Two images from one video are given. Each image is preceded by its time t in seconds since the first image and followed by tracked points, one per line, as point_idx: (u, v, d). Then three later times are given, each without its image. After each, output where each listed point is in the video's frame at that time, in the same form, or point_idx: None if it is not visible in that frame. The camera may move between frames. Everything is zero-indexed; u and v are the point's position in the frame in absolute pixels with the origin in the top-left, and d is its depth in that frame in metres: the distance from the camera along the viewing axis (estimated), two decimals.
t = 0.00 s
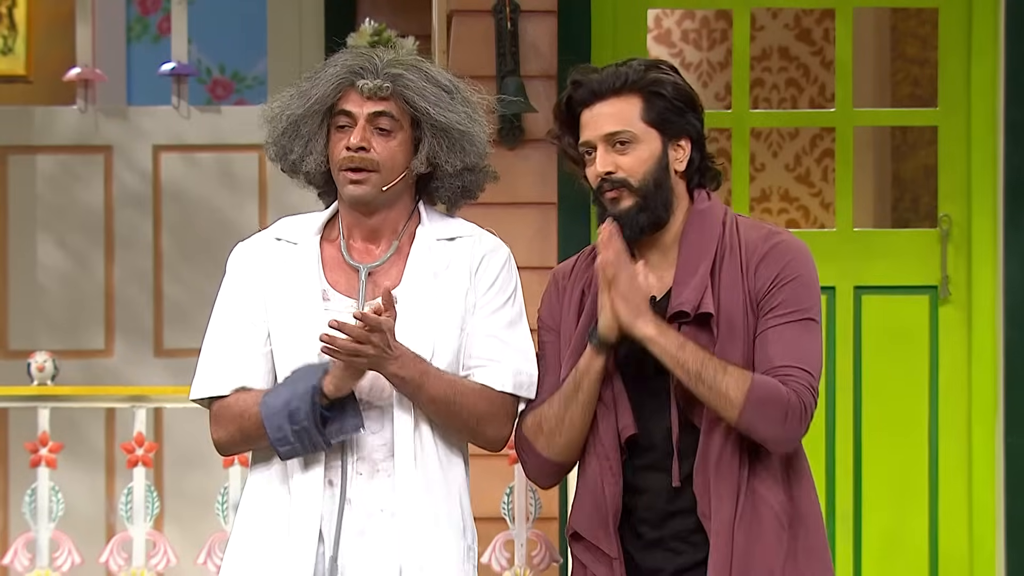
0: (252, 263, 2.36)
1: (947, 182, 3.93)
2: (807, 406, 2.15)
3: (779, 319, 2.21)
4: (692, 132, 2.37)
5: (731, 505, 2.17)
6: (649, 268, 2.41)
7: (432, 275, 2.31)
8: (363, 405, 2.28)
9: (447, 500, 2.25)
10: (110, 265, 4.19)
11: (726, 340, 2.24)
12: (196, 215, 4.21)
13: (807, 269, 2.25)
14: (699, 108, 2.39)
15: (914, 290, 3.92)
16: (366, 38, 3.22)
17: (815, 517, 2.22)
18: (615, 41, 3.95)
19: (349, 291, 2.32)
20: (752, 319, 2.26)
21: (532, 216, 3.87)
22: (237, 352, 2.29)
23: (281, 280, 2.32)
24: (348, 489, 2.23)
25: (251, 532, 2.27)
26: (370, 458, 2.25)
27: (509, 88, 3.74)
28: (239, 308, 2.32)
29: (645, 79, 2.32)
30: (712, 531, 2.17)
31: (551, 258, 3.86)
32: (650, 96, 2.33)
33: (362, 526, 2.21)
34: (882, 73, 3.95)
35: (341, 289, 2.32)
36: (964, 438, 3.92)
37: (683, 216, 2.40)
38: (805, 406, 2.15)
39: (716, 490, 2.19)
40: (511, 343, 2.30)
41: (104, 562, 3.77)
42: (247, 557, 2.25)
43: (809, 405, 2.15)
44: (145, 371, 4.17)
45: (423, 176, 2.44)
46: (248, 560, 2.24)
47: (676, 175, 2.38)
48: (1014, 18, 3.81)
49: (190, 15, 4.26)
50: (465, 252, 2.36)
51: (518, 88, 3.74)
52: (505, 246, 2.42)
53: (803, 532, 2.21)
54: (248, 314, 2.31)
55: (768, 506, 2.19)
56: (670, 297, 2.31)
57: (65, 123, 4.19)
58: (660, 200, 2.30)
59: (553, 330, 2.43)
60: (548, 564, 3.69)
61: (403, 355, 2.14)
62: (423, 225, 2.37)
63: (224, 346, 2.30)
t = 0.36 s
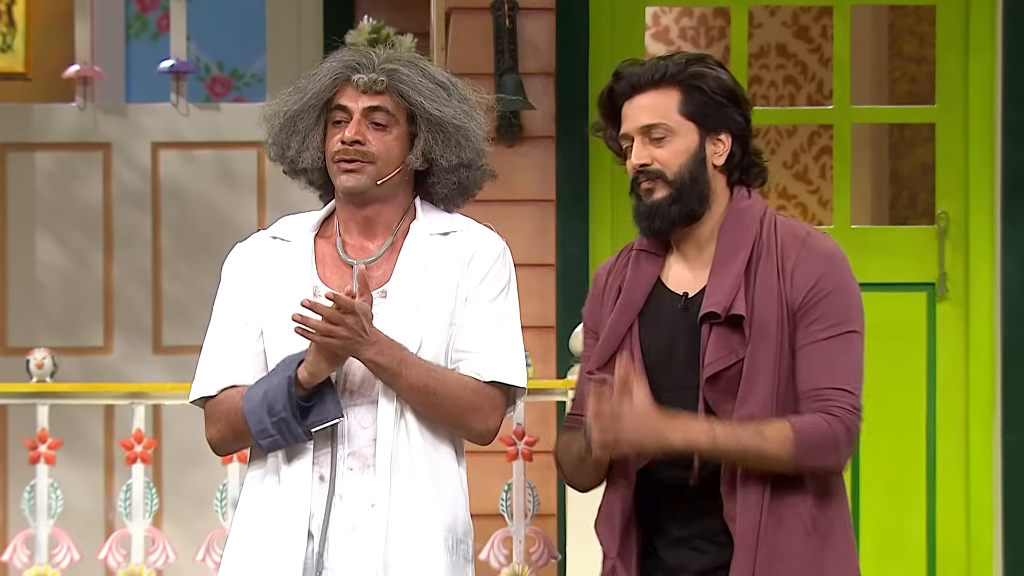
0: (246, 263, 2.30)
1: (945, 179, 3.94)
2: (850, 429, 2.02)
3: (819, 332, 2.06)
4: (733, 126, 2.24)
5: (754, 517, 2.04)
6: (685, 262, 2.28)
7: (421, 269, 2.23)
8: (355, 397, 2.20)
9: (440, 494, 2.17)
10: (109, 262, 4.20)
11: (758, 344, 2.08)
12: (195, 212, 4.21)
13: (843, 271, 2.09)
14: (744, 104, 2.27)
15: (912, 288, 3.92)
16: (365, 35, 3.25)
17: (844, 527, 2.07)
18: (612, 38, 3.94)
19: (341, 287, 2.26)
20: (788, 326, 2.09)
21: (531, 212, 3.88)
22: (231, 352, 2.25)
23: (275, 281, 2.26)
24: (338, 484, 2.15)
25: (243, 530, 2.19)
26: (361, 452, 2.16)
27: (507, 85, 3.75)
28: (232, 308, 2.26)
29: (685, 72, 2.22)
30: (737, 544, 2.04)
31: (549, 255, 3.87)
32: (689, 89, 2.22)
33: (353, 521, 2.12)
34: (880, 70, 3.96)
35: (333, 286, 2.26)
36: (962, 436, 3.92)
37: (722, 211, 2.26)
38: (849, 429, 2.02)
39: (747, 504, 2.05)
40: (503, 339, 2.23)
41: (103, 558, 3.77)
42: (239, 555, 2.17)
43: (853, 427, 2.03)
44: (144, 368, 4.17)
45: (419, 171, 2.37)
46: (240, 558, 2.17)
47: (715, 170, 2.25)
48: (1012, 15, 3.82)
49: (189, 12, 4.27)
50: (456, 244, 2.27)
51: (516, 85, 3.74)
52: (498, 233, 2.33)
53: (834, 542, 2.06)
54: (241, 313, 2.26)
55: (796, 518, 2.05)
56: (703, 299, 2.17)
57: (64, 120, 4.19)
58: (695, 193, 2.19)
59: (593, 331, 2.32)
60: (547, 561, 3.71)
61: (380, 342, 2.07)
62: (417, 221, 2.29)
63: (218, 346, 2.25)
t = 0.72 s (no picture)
0: (236, 263, 2.19)
1: (930, 176, 3.98)
2: (926, 422, 2.08)
3: (858, 344, 2.12)
4: (760, 130, 2.29)
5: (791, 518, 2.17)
6: (715, 260, 2.37)
7: (408, 264, 2.15)
8: (352, 397, 2.12)
9: (443, 492, 2.10)
10: (104, 258, 4.24)
11: (776, 353, 2.17)
12: (189, 208, 4.26)
13: (863, 274, 2.14)
14: (777, 107, 2.31)
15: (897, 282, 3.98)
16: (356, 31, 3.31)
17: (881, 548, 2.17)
18: (601, 35, 3.98)
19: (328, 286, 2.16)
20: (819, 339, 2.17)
21: (522, 208, 3.92)
22: (222, 355, 2.15)
23: (264, 282, 2.16)
24: (338, 484, 2.08)
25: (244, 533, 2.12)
26: (360, 451, 2.09)
27: (498, 83, 3.79)
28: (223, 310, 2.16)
29: (712, 73, 2.30)
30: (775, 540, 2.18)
31: (540, 250, 3.91)
32: (716, 91, 2.30)
33: (355, 521, 2.06)
34: (867, 66, 3.99)
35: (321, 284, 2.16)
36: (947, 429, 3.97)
37: (746, 213, 2.32)
38: (926, 426, 2.08)
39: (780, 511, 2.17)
40: (492, 334, 2.15)
41: (98, 550, 3.82)
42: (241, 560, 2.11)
43: (926, 421, 2.08)
44: (139, 362, 4.22)
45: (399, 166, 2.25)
46: (243, 562, 2.11)
47: (738, 172, 2.31)
48: (997, 14, 3.86)
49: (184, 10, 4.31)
50: (441, 236, 2.18)
51: (507, 82, 3.79)
52: (483, 223, 2.24)
53: (865, 543, 2.17)
54: (231, 315, 2.16)
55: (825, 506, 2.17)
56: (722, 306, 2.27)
57: (59, 117, 4.22)
58: (713, 195, 2.27)
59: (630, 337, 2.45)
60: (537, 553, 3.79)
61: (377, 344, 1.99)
62: (401, 214, 2.19)
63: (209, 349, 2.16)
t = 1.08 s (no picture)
0: (215, 278, 2.10)
1: (906, 171, 4.07)
2: (897, 430, 1.89)
3: (850, 344, 1.92)
4: (776, 131, 2.09)
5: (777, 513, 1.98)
6: (728, 253, 2.18)
7: (388, 268, 2.04)
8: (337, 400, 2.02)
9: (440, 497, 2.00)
10: (96, 251, 4.32)
11: (774, 353, 1.99)
12: (180, 202, 4.34)
13: (865, 274, 1.94)
14: (796, 108, 2.10)
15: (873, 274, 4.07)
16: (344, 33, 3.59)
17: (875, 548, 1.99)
18: (584, 32, 4.07)
19: (312, 293, 2.06)
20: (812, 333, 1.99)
21: (505, 202, 4.00)
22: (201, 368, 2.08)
23: (244, 292, 2.07)
24: (331, 488, 1.99)
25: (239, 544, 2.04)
26: (352, 454, 2.00)
27: (482, 80, 3.87)
28: (202, 326, 2.09)
29: (733, 70, 2.11)
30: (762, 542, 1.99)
31: (522, 243, 3.99)
32: (734, 90, 2.10)
33: (352, 523, 1.98)
34: (844, 64, 4.08)
35: (304, 292, 2.06)
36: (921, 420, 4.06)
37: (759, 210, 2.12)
38: (895, 432, 1.89)
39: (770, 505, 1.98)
40: (476, 330, 2.04)
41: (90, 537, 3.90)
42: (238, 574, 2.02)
43: (898, 428, 1.89)
44: (130, 352, 4.31)
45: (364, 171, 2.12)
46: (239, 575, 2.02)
47: (751, 172, 2.11)
48: (971, 12, 3.95)
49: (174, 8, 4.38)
50: (415, 233, 2.08)
51: (490, 79, 3.87)
52: (459, 212, 2.13)
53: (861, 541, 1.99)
54: (210, 321, 2.09)
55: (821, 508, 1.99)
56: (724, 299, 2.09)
57: (53, 113, 4.32)
58: (726, 194, 2.09)
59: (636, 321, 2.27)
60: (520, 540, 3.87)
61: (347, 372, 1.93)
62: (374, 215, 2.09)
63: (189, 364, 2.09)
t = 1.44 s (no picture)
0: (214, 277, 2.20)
1: (889, 165, 4.17)
2: (882, 419, 1.98)
3: (828, 334, 2.00)
4: (752, 127, 2.16)
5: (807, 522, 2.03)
6: (703, 246, 2.23)
7: (377, 271, 2.13)
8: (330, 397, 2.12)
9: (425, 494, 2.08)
10: (99, 243, 4.42)
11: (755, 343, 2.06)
12: (181, 195, 4.44)
13: (843, 266, 2.01)
14: (771, 104, 2.17)
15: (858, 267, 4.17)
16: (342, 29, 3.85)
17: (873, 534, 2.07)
18: (576, 29, 4.17)
19: (308, 291, 2.15)
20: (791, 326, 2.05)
21: (499, 196, 4.10)
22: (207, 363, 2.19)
23: (243, 288, 2.17)
24: (321, 482, 2.09)
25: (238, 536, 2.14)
26: (344, 449, 2.10)
27: (476, 77, 3.97)
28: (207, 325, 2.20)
29: (710, 69, 2.16)
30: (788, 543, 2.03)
31: (515, 235, 4.10)
32: (711, 88, 2.16)
33: (343, 517, 2.08)
34: (829, 61, 4.19)
35: (300, 290, 2.16)
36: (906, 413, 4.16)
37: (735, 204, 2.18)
38: (880, 421, 1.97)
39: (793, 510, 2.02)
40: (463, 329, 2.12)
41: (93, 523, 3.98)
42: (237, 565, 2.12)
43: (882, 417, 1.98)
44: (132, 342, 4.41)
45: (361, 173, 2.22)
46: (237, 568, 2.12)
47: (729, 166, 2.17)
48: (953, 10, 4.05)
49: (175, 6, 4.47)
50: (406, 234, 2.16)
51: (484, 76, 3.97)
52: (452, 213, 2.21)
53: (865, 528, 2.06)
54: (214, 321, 2.19)
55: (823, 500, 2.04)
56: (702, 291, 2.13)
57: (57, 108, 4.42)
58: (706, 189, 2.15)
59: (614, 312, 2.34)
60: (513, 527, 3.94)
61: (333, 377, 2.02)
62: (367, 215, 2.18)
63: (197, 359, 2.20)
